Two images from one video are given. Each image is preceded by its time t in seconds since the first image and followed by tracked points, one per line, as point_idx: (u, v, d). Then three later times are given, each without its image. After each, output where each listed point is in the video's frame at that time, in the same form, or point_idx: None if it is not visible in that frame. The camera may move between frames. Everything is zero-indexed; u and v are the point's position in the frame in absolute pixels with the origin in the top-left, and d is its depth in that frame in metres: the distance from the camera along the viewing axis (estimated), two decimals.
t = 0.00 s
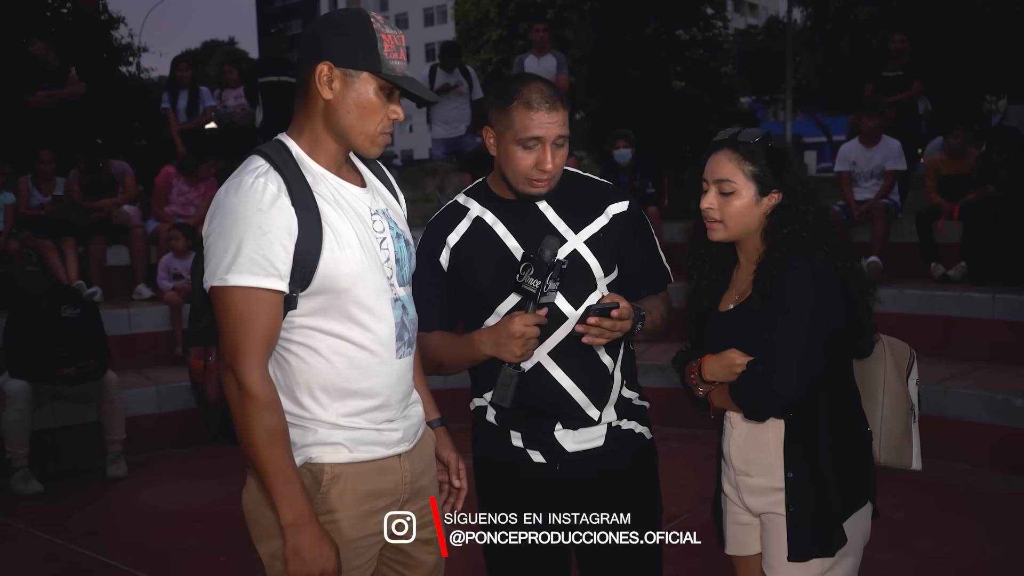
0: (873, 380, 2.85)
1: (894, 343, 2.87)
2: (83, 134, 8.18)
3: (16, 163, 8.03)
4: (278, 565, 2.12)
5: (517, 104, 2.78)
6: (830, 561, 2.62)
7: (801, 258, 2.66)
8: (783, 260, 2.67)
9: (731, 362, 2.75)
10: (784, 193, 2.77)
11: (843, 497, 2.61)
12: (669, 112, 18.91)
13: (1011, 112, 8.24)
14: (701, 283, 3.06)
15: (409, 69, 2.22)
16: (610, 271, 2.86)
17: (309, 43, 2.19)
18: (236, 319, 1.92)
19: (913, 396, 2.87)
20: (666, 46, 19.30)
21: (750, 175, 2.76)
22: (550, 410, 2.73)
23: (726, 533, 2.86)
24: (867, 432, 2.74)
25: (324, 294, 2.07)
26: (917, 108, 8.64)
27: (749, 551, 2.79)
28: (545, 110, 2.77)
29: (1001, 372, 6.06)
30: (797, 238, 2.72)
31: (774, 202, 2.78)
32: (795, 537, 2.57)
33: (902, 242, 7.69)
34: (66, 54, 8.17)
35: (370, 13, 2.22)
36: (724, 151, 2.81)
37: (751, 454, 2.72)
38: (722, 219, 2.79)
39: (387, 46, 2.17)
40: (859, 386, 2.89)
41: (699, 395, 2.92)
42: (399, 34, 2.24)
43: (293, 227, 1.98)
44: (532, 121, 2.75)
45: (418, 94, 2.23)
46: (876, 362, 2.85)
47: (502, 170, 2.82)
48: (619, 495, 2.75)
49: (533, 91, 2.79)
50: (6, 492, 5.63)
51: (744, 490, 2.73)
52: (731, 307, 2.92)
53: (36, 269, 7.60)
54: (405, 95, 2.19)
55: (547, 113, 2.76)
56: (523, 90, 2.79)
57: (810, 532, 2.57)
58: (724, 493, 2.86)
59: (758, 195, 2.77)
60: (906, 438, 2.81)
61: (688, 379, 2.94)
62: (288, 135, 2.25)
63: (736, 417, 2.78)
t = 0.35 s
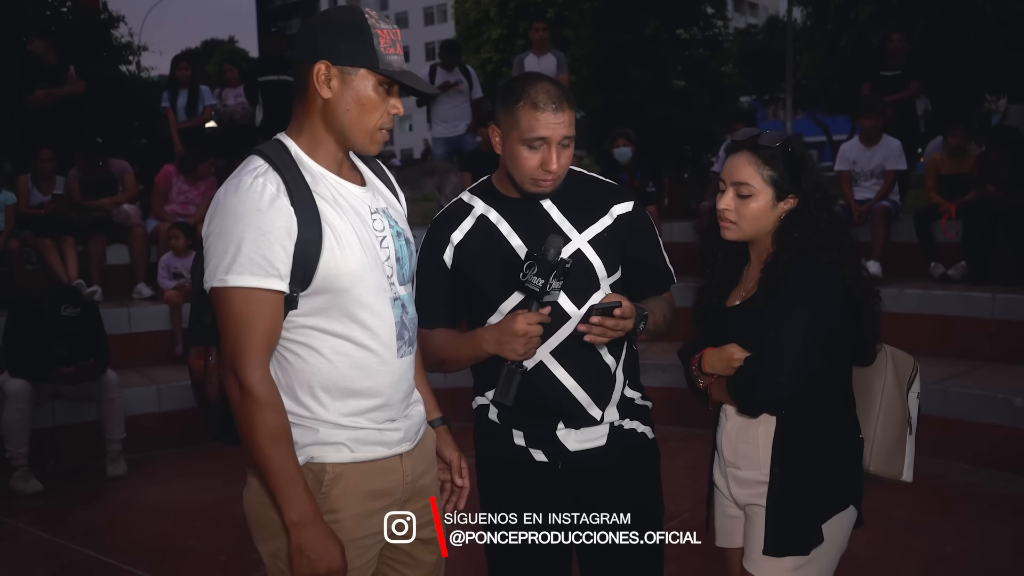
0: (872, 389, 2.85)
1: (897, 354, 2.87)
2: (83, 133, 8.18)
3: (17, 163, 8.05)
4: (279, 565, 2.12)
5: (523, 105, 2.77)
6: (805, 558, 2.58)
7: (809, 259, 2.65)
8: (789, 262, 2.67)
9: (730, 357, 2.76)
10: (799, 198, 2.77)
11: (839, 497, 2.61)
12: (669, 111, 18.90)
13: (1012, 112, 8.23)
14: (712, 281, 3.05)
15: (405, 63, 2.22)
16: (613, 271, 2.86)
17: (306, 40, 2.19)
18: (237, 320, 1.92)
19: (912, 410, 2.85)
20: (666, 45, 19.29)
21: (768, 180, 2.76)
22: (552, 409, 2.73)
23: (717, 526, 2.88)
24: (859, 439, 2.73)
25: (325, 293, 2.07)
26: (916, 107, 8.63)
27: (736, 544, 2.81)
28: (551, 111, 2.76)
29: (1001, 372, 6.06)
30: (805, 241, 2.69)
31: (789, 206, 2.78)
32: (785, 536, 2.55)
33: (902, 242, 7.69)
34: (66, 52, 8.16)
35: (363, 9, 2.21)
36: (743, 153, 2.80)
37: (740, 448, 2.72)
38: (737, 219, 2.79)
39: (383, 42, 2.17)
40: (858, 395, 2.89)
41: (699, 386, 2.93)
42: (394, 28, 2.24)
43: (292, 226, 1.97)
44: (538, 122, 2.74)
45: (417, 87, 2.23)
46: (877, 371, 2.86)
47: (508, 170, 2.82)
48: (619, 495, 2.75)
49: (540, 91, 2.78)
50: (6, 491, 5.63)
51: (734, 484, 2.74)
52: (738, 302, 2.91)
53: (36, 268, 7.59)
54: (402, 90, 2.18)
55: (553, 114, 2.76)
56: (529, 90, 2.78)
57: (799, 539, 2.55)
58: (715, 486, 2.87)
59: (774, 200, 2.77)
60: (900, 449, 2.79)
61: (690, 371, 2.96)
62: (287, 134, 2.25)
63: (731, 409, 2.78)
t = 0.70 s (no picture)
0: (875, 392, 2.84)
1: (902, 358, 2.85)
2: (83, 133, 8.19)
3: (16, 162, 8.05)
4: (275, 564, 2.12)
5: (526, 106, 2.77)
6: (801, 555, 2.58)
7: (818, 261, 2.65)
8: (799, 261, 2.67)
9: (738, 355, 2.76)
10: (803, 194, 2.77)
11: (838, 496, 2.62)
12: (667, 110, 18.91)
13: (1010, 111, 8.24)
14: (718, 282, 3.05)
15: (404, 62, 2.22)
16: (615, 271, 2.86)
17: (304, 41, 2.19)
18: (235, 320, 1.92)
19: (913, 415, 2.86)
20: (666, 45, 19.29)
21: (770, 176, 2.76)
22: (552, 409, 2.73)
23: (715, 522, 2.88)
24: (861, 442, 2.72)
25: (323, 293, 2.07)
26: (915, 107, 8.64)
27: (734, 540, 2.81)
28: (553, 113, 2.76)
29: (1000, 372, 6.06)
30: (812, 239, 2.70)
31: (793, 202, 2.78)
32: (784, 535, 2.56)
33: (901, 241, 7.70)
34: (65, 52, 8.16)
35: (362, 8, 2.21)
36: (744, 152, 2.83)
37: (745, 446, 2.72)
38: (741, 216, 2.80)
39: (382, 41, 2.18)
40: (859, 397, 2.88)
41: (705, 384, 2.93)
42: (392, 27, 2.24)
43: (291, 226, 1.97)
44: (540, 123, 2.74)
45: (416, 86, 2.23)
46: (881, 375, 2.84)
47: (510, 169, 2.82)
48: (618, 495, 2.75)
49: (542, 93, 2.78)
50: (5, 491, 5.63)
51: (735, 480, 2.74)
52: (745, 302, 2.92)
53: (35, 267, 7.59)
54: (402, 89, 2.18)
55: (556, 115, 2.75)
56: (533, 91, 2.78)
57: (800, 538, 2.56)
58: (716, 483, 2.87)
59: (777, 196, 2.77)
60: (898, 453, 2.80)
61: (697, 368, 2.95)
62: (287, 134, 2.24)
63: (735, 407, 2.79)
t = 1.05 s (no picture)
0: (874, 394, 2.85)
1: (900, 360, 2.88)
2: (83, 135, 8.19)
3: (16, 164, 8.05)
4: (271, 567, 2.12)
5: (529, 109, 2.78)
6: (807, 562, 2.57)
7: (822, 267, 2.65)
8: (803, 265, 2.67)
9: (741, 362, 2.76)
10: (793, 192, 2.78)
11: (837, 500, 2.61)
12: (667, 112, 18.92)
13: (1009, 113, 8.25)
14: (717, 286, 3.05)
15: (402, 65, 2.23)
16: (613, 274, 2.87)
17: (302, 43, 2.20)
18: (232, 322, 1.93)
19: (911, 417, 2.87)
20: (665, 47, 19.31)
21: (759, 176, 2.78)
22: (550, 411, 2.73)
23: (716, 525, 2.87)
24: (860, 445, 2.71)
25: (319, 295, 2.07)
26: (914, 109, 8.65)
27: (738, 543, 2.81)
28: (556, 116, 2.76)
29: (999, 374, 6.06)
30: (811, 241, 2.70)
31: (782, 201, 2.78)
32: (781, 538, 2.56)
33: (900, 243, 7.70)
34: (65, 54, 8.17)
35: (361, 11, 2.22)
36: (737, 156, 2.85)
37: (747, 450, 2.71)
38: (732, 216, 2.81)
39: (380, 44, 2.18)
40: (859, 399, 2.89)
41: (705, 388, 2.93)
42: (391, 30, 2.25)
43: (286, 229, 1.97)
44: (543, 127, 2.75)
45: (415, 89, 2.24)
46: (880, 376, 2.85)
47: (512, 171, 2.82)
48: (617, 498, 2.75)
49: (546, 96, 2.78)
50: (4, 493, 5.62)
51: (739, 484, 2.72)
52: (747, 306, 2.92)
53: (35, 270, 7.58)
54: (401, 93, 2.19)
55: (559, 119, 2.76)
56: (536, 94, 2.78)
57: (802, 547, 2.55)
58: (717, 485, 2.86)
59: (766, 195, 2.78)
60: (898, 456, 2.79)
61: (697, 372, 2.95)
62: (285, 136, 2.25)
63: (738, 411, 2.78)
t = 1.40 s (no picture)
0: (878, 402, 2.81)
1: (905, 366, 2.84)
2: (82, 137, 8.19)
3: (15, 166, 8.05)
4: (272, 570, 2.12)
5: (526, 111, 2.78)
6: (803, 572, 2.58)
7: (821, 269, 2.63)
8: (800, 268, 2.67)
9: (739, 365, 2.76)
10: (792, 191, 2.76)
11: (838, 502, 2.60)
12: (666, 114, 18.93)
13: (1009, 114, 8.24)
14: (719, 289, 3.04)
15: (397, 66, 2.23)
16: (610, 276, 2.86)
17: (296, 46, 2.19)
18: (228, 325, 1.93)
19: (915, 426, 2.84)
20: (665, 48, 19.32)
21: (754, 177, 2.77)
22: (547, 412, 2.73)
23: (716, 531, 2.88)
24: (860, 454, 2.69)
25: (317, 298, 2.07)
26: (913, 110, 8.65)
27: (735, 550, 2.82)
28: (554, 118, 2.76)
29: (999, 374, 6.05)
30: (809, 241, 2.70)
31: (781, 201, 2.77)
32: (780, 542, 2.56)
33: (899, 244, 7.70)
34: (65, 56, 8.17)
35: (355, 13, 2.22)
36: (733, 158, 2.85)
37: (744, 455, 2.71)
38: (733, 220, 2.80)
39: (374, 46, 2.18)
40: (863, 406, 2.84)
41: (704, 392, 2.94)
42: (385, 32, 2.25)
43: (282, 232, 1.97)
44: (540, 129, 2.74)
45: (409, 91, 2.24)
46: (882, 384, 2.80)
47: (508, 173, 2.82)
48: (615, 501, 2.74)
49: (544, 98, 2.78)
50: (4, 496, 5.61)
51: (736, 491, 2.73)
52: (751, 310, 2.91)
53: (34, 272, 7.58)
54: (395, 94, 2.19)
55: (556, 121, 2.76)
56: (534, 96, 2.78)
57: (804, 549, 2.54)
58: (715, 492, 2.87)
59: (764, 195, 2.77)
60: (901, 463, 2.77)
61: (697, 374, 2.95)
62: (280, 139, 2.25)
63: (734, 416, 2.79)
